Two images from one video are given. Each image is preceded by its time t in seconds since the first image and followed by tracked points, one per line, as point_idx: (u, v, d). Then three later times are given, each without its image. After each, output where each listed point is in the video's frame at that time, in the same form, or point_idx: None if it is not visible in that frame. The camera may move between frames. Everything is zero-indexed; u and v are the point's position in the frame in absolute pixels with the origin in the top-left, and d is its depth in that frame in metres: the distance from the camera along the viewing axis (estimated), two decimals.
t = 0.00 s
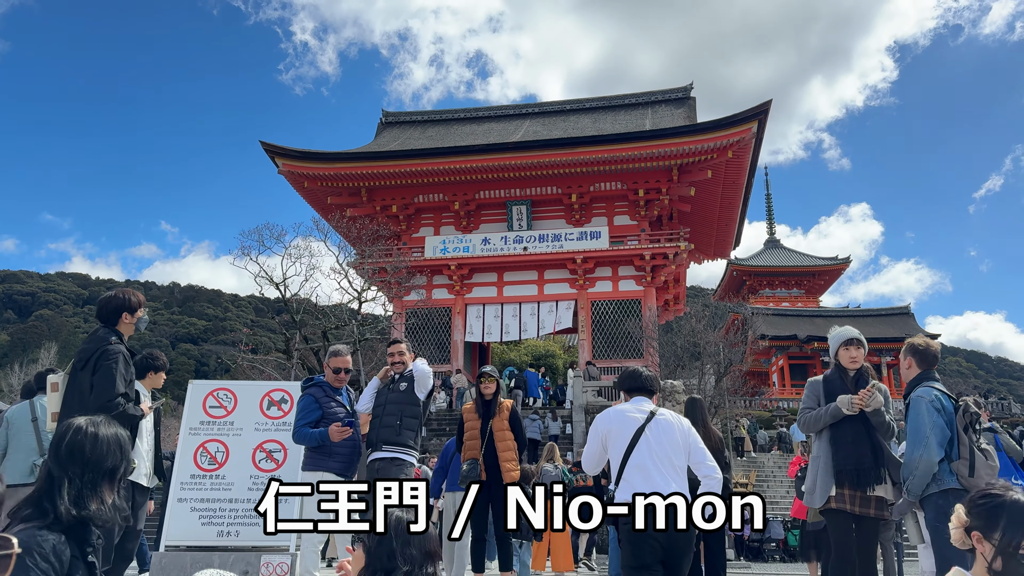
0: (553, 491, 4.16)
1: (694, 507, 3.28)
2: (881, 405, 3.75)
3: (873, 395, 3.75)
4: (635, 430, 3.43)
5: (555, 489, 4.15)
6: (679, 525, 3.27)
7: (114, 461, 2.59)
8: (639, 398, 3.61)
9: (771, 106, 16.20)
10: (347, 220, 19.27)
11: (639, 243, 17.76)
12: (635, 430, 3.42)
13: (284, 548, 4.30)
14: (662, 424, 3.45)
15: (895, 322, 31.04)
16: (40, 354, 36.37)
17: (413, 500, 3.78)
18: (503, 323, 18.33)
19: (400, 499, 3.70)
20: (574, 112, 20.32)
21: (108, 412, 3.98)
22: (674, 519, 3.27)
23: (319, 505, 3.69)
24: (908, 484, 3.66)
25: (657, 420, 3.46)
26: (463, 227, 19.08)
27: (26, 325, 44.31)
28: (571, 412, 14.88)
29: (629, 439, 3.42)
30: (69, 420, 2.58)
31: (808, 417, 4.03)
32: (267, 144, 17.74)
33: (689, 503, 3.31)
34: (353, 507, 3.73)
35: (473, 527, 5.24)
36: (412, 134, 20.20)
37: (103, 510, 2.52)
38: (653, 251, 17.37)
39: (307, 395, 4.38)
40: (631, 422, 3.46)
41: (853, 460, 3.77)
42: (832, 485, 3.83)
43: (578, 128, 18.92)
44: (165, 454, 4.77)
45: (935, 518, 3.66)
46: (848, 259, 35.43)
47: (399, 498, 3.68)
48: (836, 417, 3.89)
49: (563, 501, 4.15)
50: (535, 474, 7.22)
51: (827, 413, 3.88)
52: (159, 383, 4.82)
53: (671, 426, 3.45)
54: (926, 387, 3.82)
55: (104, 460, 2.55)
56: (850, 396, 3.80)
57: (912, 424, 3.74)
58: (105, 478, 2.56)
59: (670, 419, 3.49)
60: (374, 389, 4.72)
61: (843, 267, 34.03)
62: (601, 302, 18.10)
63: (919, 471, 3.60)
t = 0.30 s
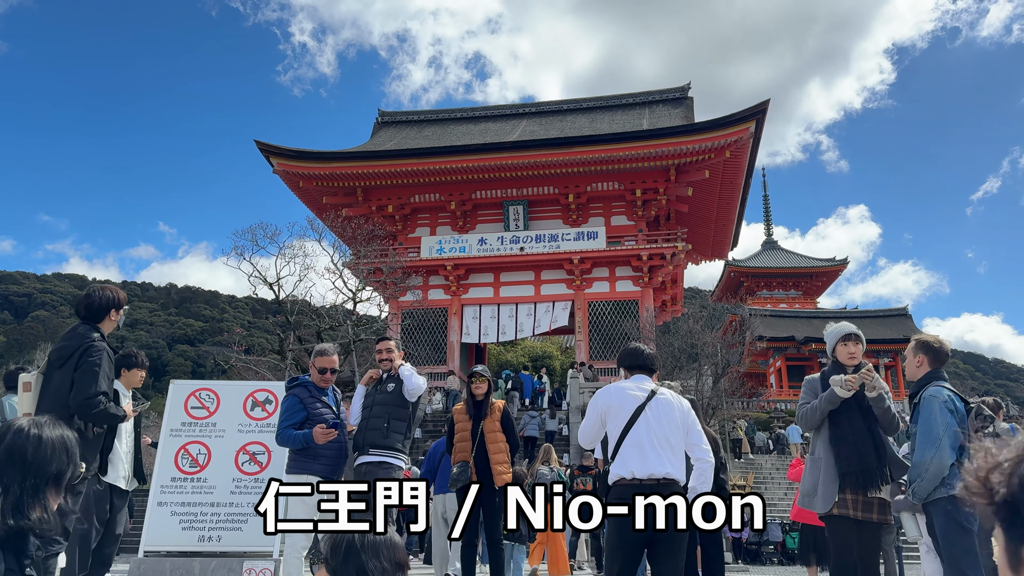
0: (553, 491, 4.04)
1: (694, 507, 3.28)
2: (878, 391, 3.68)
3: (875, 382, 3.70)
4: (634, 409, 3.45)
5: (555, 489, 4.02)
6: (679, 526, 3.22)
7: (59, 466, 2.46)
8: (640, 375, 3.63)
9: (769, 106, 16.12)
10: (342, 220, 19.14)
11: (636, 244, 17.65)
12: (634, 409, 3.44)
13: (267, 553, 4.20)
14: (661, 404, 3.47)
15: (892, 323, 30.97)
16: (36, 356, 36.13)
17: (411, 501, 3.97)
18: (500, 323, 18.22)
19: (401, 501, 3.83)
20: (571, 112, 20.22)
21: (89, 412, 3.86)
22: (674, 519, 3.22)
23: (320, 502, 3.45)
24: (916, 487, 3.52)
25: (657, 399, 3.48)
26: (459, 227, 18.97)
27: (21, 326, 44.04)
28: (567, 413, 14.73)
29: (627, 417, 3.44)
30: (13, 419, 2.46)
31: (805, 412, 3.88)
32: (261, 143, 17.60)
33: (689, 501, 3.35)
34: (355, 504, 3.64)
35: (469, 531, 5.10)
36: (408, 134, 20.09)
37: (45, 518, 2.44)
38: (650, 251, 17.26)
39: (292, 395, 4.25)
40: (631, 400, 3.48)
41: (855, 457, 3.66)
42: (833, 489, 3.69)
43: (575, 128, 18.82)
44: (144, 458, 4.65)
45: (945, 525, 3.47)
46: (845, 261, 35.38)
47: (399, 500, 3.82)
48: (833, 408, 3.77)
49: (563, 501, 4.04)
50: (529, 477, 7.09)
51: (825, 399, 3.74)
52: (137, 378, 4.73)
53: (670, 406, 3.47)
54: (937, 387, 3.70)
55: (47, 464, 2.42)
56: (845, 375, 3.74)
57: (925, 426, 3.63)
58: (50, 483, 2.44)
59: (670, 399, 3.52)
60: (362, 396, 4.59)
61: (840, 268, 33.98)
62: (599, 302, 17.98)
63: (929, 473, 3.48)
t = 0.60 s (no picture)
0: (553, 491, 3.93)
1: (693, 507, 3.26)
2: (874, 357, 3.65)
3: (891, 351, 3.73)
4: (632, 400, 3.43)
5: (556, 489, 3.92)
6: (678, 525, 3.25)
7: (6, 455, 2.40)
8: (636, 367, 3.61)
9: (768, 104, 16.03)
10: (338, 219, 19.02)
11: (634, 243, 17.52)
12: (632, 401, 3.42)
13: (254, 553, 4.09)
14: (658, 396, 3.45)
15: (890, 324, 30.91)
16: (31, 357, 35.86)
17: (412, 501, 3.91)
18: (497, 322, 18.11)
19: (399, 499, 3.86)
20: (568, 111, 20.12)
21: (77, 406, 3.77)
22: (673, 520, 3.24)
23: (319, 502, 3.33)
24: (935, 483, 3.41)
25: (654, 391, 3.47)
26: (456, 225, 18.85)
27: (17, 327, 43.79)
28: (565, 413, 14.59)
29: (625, 408, 3.42)
30: None
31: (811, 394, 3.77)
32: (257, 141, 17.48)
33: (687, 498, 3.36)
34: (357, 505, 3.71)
35: (467, 531, 5.03)
36: (405, 132, 19.97)
37: None
38: (648, 250, 17.16)
39: (279, 390, 4.12)
40: (628, 392, 3.47)
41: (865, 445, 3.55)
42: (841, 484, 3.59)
43: (572, 126, 18.72)
44: (123, 453, 4.56)
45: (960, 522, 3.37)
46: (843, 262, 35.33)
47: (398, 499, 3.86)
48: (833, 381, 3.71)
49: (564, 501, 3.94)
50: (524, 476, 6.97)
51: (824, 368, 3.70)
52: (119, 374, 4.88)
53: (666, 398, 3.46)
54: (952, 378, 3.60)
55: None
56: (845, 345, 3.72)
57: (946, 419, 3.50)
58: None
59: (667, 391, 3.50)
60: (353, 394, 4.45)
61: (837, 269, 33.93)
62: (597, 302, 17.88)
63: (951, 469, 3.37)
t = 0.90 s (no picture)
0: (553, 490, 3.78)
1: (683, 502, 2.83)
2: (888, 347, 3.56)
3: (905, 342, 3.69)
4: (617, 384, 3.65)
5: (556, 488, 3.77)
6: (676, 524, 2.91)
7: None
8: (622, 351, 3.81)
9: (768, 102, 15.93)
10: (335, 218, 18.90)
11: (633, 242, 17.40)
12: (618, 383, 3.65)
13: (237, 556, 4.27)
14: (643, 376, 3.66)
15: (889, 324, 30.83)
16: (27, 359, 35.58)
17: (412, 501, 3.77)
18: (495, 322, 18.00)
19: (400, 500, 3.75)
20: (566, 110, 20.00)
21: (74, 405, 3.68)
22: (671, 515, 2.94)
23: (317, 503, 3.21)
24: (961, 481, 3.29)
25: (640, 372, 3.68)
26: (454, 225, 18.73)
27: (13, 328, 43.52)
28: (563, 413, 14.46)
29: (612, 392, 3.64)
30: None
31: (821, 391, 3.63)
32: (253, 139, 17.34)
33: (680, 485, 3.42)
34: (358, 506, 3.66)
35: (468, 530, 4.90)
36: (402, 131, 19.85)
37: None
38: (647, 250, 17.03)
39: (267, 387, 3.99)
40: (615, 375, 3.69)
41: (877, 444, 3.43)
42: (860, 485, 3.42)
43: (570, 125, 18.62)
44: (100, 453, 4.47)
45: (986, 524, 3.26)
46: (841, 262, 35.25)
47: (399, 499, 3.76)
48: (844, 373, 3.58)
49: (564, 500, 3.77)
50: (521, 476, 6.84)
51: (836, 360, 3.58)
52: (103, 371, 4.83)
53: (651, 376, 3.67)
54: (971, 375, 3.52)
55: None
56: (856, 334, 3.63)
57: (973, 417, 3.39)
58: None
59: (652, 371, 3.70)
60: (344, 392, 4.32)
61: (836, 269, 33.84)
62: (595, 301, 17.78)
63: (982, 469, 3.23)
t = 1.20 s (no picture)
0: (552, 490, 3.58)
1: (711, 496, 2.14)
2: (891, 334, 3.45)
3: (911, 332, 3.60)
4: (611, 363, 3.75)
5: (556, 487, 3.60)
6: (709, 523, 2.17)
7: None
8: (619, 330, 3.91)
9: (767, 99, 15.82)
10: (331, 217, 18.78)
11: (631, 241, 17.27)
12: (611, 364, 3.74)
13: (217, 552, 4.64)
14: (636, 355, 3.74)
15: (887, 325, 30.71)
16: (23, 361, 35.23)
17: (412, 502, 3.65)
18: (492, 321, 17.87)
19: (400, 500, 3.63)
20: (564, 108, 19.87)
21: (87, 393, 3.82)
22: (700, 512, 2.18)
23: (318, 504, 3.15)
24: (980, 480, 3.16)
25: (632, 351, 3.76)
26: (451, 223, 18.61)
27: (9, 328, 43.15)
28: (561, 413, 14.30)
29: (606, 371, 3.74)
30: None
31: (823, 390, 3.49)
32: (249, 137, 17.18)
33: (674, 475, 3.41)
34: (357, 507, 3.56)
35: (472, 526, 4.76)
36: (399, 129, 19.71)
37: None
38: (645, 249, 16.89)
39: (250, 381, 3.86)
40: (607, 356, 3.79)
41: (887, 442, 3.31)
42: (869, 485, 3.27)
43: (568, 123, 18.50)
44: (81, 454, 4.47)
45: (1008, 526, 3.13)
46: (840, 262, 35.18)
47: (399, 499, 3.64)
48: (850, 369, 3.45)
49: (564, 500, 3.47)
50: (516, 476, 6.71)
51: (840, 356, 3.43)
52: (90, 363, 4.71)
53: (645, 355, 3.73)
54: (989, 368, 3.40)
55: None
56: (858, 327, 3.51)
57: (993, 412, 3.27)
58: None
59: (646, 349, 3.77)
60: (330, 387, 4.19)
61: (835, 269, 33.74)
62: (593, 301, 17.66)
63: (1002, 468, 3.11)
